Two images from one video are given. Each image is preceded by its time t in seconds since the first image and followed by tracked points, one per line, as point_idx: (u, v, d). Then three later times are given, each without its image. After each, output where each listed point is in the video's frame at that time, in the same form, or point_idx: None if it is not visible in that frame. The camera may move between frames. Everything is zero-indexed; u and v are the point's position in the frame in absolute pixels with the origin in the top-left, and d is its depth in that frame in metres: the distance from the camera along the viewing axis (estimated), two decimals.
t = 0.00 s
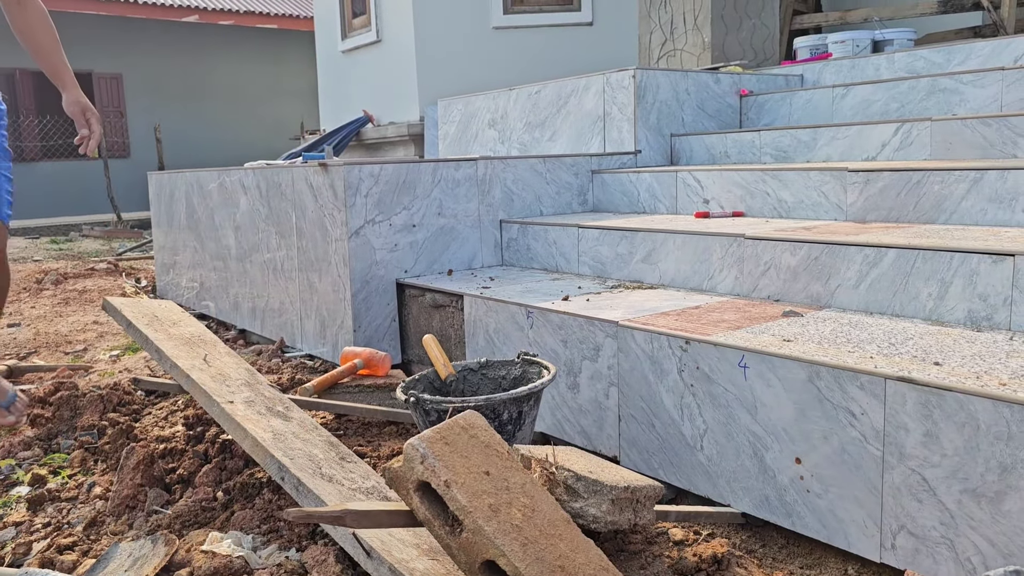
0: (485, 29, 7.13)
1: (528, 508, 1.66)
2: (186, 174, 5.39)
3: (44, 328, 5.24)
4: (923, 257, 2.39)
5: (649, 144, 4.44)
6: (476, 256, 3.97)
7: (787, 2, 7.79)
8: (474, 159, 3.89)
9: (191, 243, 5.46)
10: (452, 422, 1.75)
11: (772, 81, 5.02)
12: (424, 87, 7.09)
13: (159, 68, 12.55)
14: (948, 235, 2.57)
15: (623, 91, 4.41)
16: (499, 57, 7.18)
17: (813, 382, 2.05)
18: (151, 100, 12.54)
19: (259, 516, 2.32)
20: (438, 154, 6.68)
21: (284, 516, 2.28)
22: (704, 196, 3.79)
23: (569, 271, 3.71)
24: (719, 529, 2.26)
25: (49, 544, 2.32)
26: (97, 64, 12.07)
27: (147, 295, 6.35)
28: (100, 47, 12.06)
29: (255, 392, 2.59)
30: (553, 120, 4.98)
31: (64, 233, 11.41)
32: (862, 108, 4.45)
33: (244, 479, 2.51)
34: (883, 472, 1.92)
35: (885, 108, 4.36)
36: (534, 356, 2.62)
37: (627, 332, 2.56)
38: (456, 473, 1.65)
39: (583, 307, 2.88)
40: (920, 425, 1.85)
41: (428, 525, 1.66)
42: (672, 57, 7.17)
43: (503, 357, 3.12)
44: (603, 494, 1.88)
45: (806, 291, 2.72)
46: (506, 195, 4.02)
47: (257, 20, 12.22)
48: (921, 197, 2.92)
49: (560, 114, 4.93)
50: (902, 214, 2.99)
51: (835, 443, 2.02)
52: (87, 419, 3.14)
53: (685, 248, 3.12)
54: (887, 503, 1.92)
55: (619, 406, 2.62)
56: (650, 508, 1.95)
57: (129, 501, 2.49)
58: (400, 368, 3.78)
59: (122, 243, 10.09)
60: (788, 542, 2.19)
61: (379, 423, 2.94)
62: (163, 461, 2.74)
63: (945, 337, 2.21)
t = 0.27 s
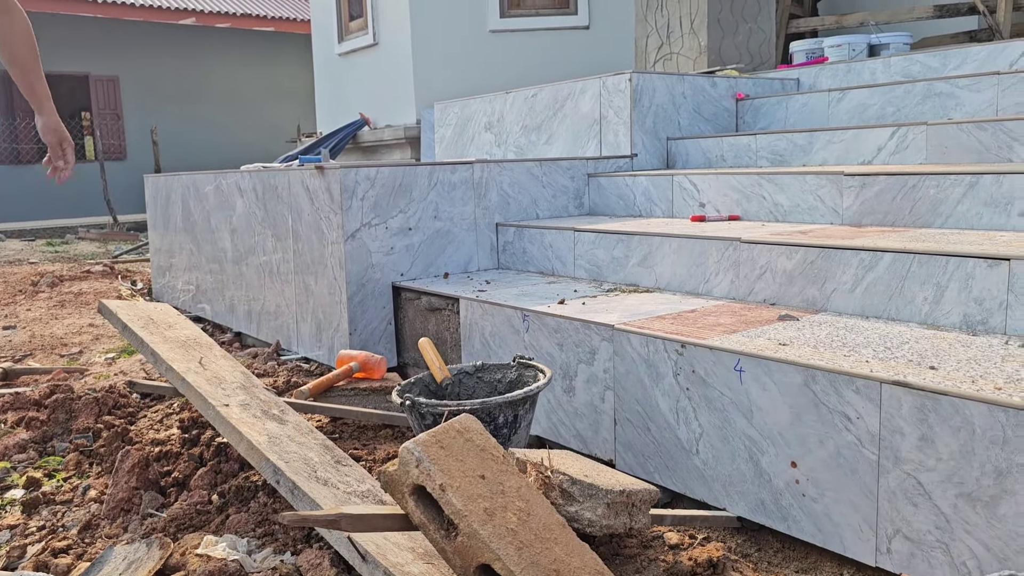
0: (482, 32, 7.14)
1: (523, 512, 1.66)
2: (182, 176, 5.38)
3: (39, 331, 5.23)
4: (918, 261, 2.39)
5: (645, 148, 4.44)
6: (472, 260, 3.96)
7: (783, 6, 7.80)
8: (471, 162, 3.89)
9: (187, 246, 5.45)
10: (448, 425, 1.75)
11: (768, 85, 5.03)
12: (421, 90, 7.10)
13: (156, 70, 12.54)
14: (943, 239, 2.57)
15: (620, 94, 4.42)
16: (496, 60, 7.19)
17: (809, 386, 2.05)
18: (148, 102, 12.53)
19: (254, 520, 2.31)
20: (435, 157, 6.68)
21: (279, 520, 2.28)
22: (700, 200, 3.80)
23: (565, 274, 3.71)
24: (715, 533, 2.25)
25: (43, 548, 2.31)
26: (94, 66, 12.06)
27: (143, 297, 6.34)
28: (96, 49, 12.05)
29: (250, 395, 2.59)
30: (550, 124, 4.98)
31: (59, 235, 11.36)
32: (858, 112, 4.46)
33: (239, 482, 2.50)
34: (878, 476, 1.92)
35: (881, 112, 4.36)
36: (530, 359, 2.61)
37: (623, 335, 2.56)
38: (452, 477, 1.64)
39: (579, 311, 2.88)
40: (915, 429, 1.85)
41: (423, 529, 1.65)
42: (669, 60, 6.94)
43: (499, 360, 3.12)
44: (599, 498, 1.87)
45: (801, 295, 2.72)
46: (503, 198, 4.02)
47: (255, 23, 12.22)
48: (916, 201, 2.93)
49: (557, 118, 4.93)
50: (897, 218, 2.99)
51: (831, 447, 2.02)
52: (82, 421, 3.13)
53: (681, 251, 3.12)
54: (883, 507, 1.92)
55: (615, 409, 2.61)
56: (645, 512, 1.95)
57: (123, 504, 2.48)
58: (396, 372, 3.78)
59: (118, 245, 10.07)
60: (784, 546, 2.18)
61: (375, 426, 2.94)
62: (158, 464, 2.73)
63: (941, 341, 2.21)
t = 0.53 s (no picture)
0: (488, 36, 7.15)
1: (529, 516, 1.67)
2: (189, 180, 5.41)
3: (47, 334, 5.25)
4: (924, 266, 2.39)
5: (651, 152, 4.45)
6: (478, 264, 3.97)
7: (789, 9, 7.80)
8: (477, 166, 3.89)
9: (194, 249, 5.48)
10: (455, 430, 1.76)
11: (775, 89, 5.03)
12: (427, 93, 7.12)
13: (163, 73, 12.60)
14: (949, 244, 2.57)
15: (626, 98, 4.43)
16: (502, 64, 7.20)
17: (815, 390, 2.05)
18: (155, 105, 12.58)
19: (261, 523, 2.32)
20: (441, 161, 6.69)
21: (286, 523, 2.29)
22: (706, 203, 3.80)
23: (572, 278, 3.71)
24: (721, 537, 2.26)
25: (51, 550, 2.32)
26: (102, 69, 12.12)
27: (150, 300, 6.37)
28: (104, 52, 12.11)
29: (257, 398, 2.60)
30: (556, 127, 4.99)
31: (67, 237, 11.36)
32: (865, 117, 4.45)
33: (246, 486, 2.51)
34: (885, 482, 1.92)
35: (888, 116, 4.36)
36: (536, 363, 2.62)
37: (629, 339, 2.56)
38: (458, 481, 1.65)
39: (585, 315, 2.88)
40: (922, 434, 1.85)
41: (430, 533, 1.66)
42: (675, 64, 6.84)
43: (505, 364, 3.13)
44: (605, 502, 1.88)
45: (808, 299, 2.72)
46: (509, 202, 4.03)
47: (262, 26, 12.27)
48: (923, 205, 2.93)
49: (563, 122, 4.94)
50: (904, 223, 2.99)
51: (837, 451, 2.02)
52: (90, 424, 3.14)
53: (687, 255, 3.13)
54: (889, 513, 1.92)
55: (621, 413, 2.62)
56: (652, 516, 1.95)
57: (131, 507, 2.50)
58: (403, 375, 3.79)
59: (124, 248, 10.11)
60: (790, 551, 2.18)
61: (381, 430, 2.95)
62: (165, 467, 2.75)
63: (947, 346, 2.21)
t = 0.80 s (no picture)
0: (498, 37, 7.17)
1: (536, 519, 1.67)
2: (200, 182, 5.44)
3: (59, 335, 5.30)
4: (933, 269, 2.38)
5: (660, 154, 4.45)
6: (487, 266, 3.98)
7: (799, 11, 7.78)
8: (486, 169, 3.91)
9: (205, 251, 5.51)
10: (462, 433, 1.77)
11: (784, 91, 5.02)
12: (437, 95, 7.14)
13: (175, 75, 12.68)
14: (958, 246, 2.57)
15: (635, 100, 4.43)
16: (511, 66, 7.22)
17: (823, 394, 2.06)
18: (167, 108, 12.66)
19: (270, 525, 2.34)
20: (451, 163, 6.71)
21: (295, 525, 2.30)
22: (715, 206, 3.80)
23: (580, 280, 3.72)
24: (728, 540, 2.26)
25: (62, 551, 2.34)
26: (114, 72, 12.21)
27: (161, 302, 6.41)
28: (116, 55, 12.20)
29: (267, 400, 2.62)
30: (565, 130, 5.00)
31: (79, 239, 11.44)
32: (874, 118, 4.44)
33: (256, 487, 2.53)
34: (893, 485, 1.92)
35: (897, 118, 4.35)
36: (544, 365, 2.63)
37: (637, 342, 2.57)
38: (465, 484, 1.66)
39: (593, 317, 2.89)
40: (929, 438, 1.85)
41: (437, 536, 1.67)
42: (685, 66, 6.90)
43: (514, 366, 3.14)
44: (611, 505, 1.89)
45: (816, 302, 2.72)
46: (518, 204, 4.04)
47: (272, 28, 12.33)
48: (932, 208, 2.92)
49: (572, 124, 4.94)
50: (913, 225, 2.98)
51: (844, 455, 2.02)
52: (101, 425, 3.17)
53: (696, 258, 3.13)
54: (897, 516, 1.91)
55: (629, 416, 2.62)
56: (658, 519, 1.96)
57: (142, 508, 2.52)
58: (412, 377, 3.80)
59: (135, 249, 10.17)
60: (797, 554, 2.18)
61: (390, 432, 2.96)
62: (176, 469, 2.77)
63: (956, 350, 2.20)
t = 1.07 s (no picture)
0: (515, 36, 7.18)
1: (556, 515, 1.69)
2: (220, 182, 5.49)
3: (81, 333, 5.37)
4: (953, 267, 2.37)
5: (678, 152, 4.44)
6: (505, 264, 4.00)
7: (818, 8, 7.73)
8: (504, 167, 3.92)
9: (224, 249, 5.56)
10: (483, 429, 1.79)
11: (802, 89, 5.00)
12: (454, 94, 7.16)
13: (194, 75, 12.80)
14: (979, 245, 2.55)
15: (653, 99, 4.43)
16: (528, 65, 7.23)
17: (842, 392, 2.05)
18: (186, 107, 12.78)
19: (291, 520, 2.37)
20: (468, 162, 6.72)
21: (316, 521, 2.33)
22: (733, 204, 3.79)
23: (598, 279, 3.73)
24: (747, 538, 2.26)
25: (87, 546, 2.38)
26: (134, 72, 12.34)
27: (181, 300, 6.47)
28: (137, 55, 12.33)
29: (288, 397, 2.65)
30: (583, 128, 5.00)
31: (100, 237, 11.55)
32: (894, 116, 4.42)
33: (277, 483, 2.56)
34: (913, 484, 1.92)
35: (917, 116, 4.32)
36: (563, 364, 2.64)
37: (655, 340, 2.57)
38: (486, 480, 1.68)
39: (612, 315, 2.90)
40: (950, 437, 1.84)
41: (458, 532, 1.69)
42: (702, 64, 6.80)
43: (532, 364, 3.15)
44: (631, 503, 1.89)
45: (836, 300, 2.71)
46: (536, 203, 4.05)
47: (290, 28, 12.41)
48: (952, 206, 2.90)
49: (589, 123, 4.95)
50: (933, 223, 2.97)
51: (864, 453, 2.02)
52: (124, 422, 3.22)
53: (714, 256, 3.13)
54: (917, 515, 1.91)
55: (647, 414, 2.63)
56: (678, 517, 1.96)
57: (164, 504, 2.56)
58: (430, 375, 3.82)
59: (155, 248, 10.27)
60: (817, 552, 2.18)
61: (409, 429, 2.98)
62: (197, 465, 2.80)
63: (976, 348, 2.19)
